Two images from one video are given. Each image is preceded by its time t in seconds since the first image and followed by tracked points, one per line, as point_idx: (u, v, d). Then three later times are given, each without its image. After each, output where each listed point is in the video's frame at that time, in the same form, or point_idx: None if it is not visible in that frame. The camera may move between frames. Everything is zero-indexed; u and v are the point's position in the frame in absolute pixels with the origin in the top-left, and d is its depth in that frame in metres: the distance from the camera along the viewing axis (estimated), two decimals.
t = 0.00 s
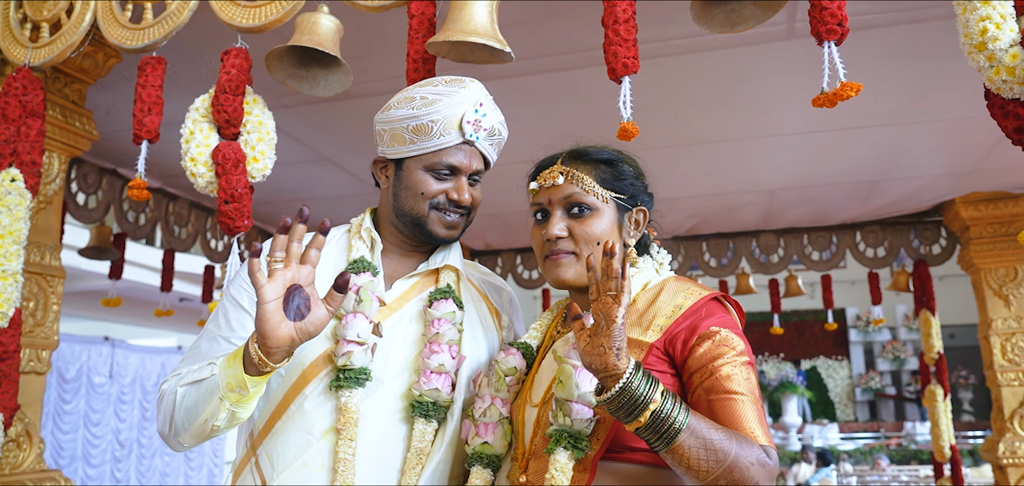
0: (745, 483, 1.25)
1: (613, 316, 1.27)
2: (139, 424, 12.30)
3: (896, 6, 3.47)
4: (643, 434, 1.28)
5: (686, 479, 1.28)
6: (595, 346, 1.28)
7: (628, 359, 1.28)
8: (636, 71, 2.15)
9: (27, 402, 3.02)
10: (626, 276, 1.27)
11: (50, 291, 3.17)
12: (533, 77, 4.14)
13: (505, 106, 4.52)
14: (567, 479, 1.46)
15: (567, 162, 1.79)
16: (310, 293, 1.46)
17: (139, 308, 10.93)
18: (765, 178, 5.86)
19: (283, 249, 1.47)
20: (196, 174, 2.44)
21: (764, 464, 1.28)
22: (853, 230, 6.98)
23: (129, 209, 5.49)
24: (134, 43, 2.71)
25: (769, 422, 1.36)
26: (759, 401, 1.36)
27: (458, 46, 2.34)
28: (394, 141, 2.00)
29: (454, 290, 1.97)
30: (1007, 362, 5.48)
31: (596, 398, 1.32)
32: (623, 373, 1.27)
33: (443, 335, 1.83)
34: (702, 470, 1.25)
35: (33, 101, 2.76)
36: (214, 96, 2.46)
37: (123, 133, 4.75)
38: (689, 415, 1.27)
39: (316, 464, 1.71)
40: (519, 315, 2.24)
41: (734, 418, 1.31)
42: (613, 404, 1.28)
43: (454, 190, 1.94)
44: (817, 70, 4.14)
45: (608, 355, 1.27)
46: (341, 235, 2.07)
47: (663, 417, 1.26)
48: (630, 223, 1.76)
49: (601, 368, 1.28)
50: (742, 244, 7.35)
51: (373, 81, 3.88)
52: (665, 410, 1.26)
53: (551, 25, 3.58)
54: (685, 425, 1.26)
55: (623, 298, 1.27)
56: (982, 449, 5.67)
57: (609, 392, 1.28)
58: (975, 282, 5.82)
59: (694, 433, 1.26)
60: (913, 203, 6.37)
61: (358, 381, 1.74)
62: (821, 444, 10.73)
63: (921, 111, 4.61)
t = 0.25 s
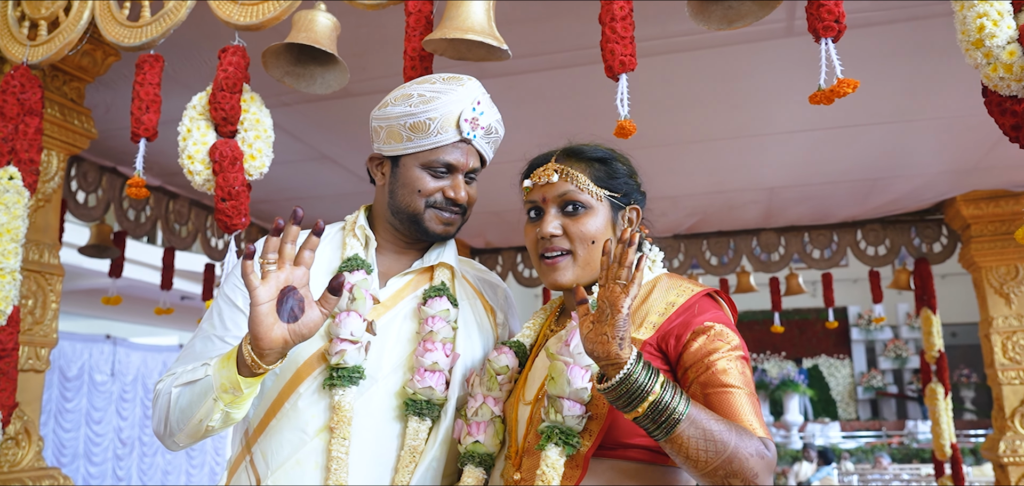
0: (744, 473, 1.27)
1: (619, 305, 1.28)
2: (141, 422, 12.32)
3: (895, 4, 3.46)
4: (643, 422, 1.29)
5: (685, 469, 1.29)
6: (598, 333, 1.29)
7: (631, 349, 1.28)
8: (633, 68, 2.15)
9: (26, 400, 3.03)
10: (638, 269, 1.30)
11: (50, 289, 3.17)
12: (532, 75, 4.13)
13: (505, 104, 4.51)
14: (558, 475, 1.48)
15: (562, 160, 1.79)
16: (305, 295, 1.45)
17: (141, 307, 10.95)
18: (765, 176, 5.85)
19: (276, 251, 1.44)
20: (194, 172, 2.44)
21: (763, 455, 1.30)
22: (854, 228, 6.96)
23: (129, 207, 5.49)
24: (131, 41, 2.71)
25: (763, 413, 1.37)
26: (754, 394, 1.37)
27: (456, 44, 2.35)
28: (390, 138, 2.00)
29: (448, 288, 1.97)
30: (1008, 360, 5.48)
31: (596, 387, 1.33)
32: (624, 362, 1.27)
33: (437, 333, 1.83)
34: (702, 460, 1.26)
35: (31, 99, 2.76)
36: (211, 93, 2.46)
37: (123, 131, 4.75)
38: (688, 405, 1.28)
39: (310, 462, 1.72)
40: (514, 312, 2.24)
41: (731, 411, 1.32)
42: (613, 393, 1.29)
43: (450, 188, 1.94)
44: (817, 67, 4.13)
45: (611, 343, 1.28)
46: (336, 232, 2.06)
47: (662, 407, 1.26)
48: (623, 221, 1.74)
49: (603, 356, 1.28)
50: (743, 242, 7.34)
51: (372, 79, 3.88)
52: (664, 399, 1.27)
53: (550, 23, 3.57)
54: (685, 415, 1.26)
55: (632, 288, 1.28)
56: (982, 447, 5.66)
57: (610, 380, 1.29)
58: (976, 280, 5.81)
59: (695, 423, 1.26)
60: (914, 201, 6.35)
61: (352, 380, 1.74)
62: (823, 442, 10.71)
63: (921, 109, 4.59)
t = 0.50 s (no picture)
0: (750, 460, 1.26)
1: (632, 286, 1.29)
2: (145, 420, 12.35)
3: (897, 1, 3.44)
4: (651, 407, 1.28)
5: (691, 456, 1.28)
6: (610, 313, 1.30)
7: (643, 332, 1.29)
8: (632, 66, 2.15)
9: (28, 398, 3.03)
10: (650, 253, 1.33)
11: (51, 287, 3.18)
12: (533, 73, 4.12)
13: (506, 102, 4.51)
14: (556, 472, 1.48)
15: (556, 159, 1.79)
16: (301, 294, 1.46)
17: (145, 306, 10.97)
18: (768, 174, 5.83)
19: (271, 252, 1.45)
20: (193, 170, 2.44)
21: (767, 444, 1.29)
22: (858, 226, 6.93)
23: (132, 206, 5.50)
24: (132, 39, 2.71)
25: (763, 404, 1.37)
26: (753, 386, 1.36)
27: (455, 41, 2.36)
28: (386, 135, 1.99)
29: (445, 286, 1.97)
30: (1012, 359, 5.45)
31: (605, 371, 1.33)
32: (636, 343, 1.28)
33: (433, 331, 1.82)
34: (709, 446, 1.25)
35: (32, 97, 2.77)
36: (211, 91, 2.45)
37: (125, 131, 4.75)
38: (697, 390, 1.27)
39: (307, 460, 1.72)
40: (511, 310, 2.25)
41: (730, 402, 1.31)
42: (623, 375, 1.28)
43: (447, 185, 1.94)
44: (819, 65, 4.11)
45: (624, 323, 1.28)
46: (333, 230, 2.06)
47: (672, 392, 1.26)
48: (618, 222, 1.73)
49: (614, 337, 1.29)
50: (746, 240, 7.32)
51: (373, 77, 3.87)
52: (675, 383, 1.26)
53: (551, 21, 3.56)
54: (694, 400, 1.26)
55: (646, 270, 1.30)
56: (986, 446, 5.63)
57: (620, 362, 1.29)
58: (980, 279, 5.79)
59: (704, 407, 1.26)
60: (917, 199, 6.33)
61: (348, 378, 1.74)
62: (827, 441, 10.70)
63: (924, 107, 4.57)
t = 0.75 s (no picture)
0: (754, 450, 1.27)
1: (631, 276, 1.28)
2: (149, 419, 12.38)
3: None
4: (652, 397, 1.28)
5: (693, 447, 1.27)
6: (610, 305, 1.29)
7: (642, 323, 1.29)
8: (633, 63, 2.14)
9: (31, 396, 3.05)
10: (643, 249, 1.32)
11: (53, 286, 3.19)
12: (534, 71, 4.12)
13: (508, 101, 4.50)
14: (555, 470, 1.47)
15: (556, 157, 1.78)
16: (299, 293, 1.46)
17: (149, 304, 11.00)
18: (770, 172, 5.82)
19: (269, 252, 1.45)
20: (195, 168, 2.45)
21: (769, 434, 1.30)
22: (861, 225, 6.90)
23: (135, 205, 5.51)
24: (133, 38, 2.72)
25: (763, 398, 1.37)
26: (753, 379, 1.36)
27: (455, 39, 2.35)
28: (384, 132, 1.99)
29: (443, 283, 1.96)
30: (1017, 358, 5.45)
31: (605, 363, 1.32)
32: (636, 334, 1.27)
33: (431, 329, 1.82)
34: (712, 436, 1.25)
35: (33, 96, 2.76)
36: (212, 90, 2.45)
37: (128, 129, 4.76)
38: (699, 381, 1.27)
39: (305, 459, 1.72)
40: (510, 307, 2.25)
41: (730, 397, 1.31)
42: (623, 367, 1.28)
43: (444, 182, 1.94)
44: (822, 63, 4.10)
45: (623, 314, 1.27)
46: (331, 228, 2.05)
47: (673, 382, 1.25)
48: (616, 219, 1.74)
49: (614, 329, 1.28)
50: (749, 239, 7.30)
51: (374, 75, 3.87)
52: (676, 374, 1.25)
53: (552, 19, 3.55)
54: (696, 391, 1.25)
55: (641, 263, 1.29)
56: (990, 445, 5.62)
57: (619, 354, 1.28)
58: (984, 277, 5.77)
59: (706, 398, 1.25)
60: (921, 197, 6.31)
61: (346, 377, 1.74)
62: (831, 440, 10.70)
63: (928, 104, 4.56)
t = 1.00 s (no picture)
0: (752, 448, 1.26)
1: (635, 272, 1.28)
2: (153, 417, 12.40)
3: None
4: (651, 395, 1.27)
5: (693, 443, 1.27)
6: (612, 299, 1.29)
7: (643, 318, 1.29)
8: (634, 60, 2.13)
9: (33, 394, 3.05)
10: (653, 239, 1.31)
11: (55, 284, 3.19)
12: (536, 69, 4.11)
13: (510, 99, 4.49)
14: (556, 468, 1.47)
15: (556, 155, 1.78)
16: (301, 296, 1.46)
17: (152, 302, 11.01)
18: (773, 171, 5.80)
19: (273, 253, 1.45)
20: (196, 166, 2.45)
21: (769, 431, 1.29)
22: (864, 223, 6.88)
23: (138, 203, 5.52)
24: (134, 36, 2.71)
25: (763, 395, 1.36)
26: (752, 376, 1.36)
27: (456, 37, 2.34)
28: (378, 128, 2.00)
29: (441, 282, 1.96)
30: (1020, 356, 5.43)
31: (606, 357, 1.32)
32: (637, 328, 1.27)
33: (430, 327, 1.82)
34: (711, 434, 1.25)
35: (35, 94, 2.76)
36: (213, 88, 2.45)
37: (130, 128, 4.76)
38: (698, 377, 1.26)
39: (304, 458, 1.72)
40: (509, 305, 2.25)
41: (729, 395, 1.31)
42: (624, 360, 1.28)
43: (434, 177, 1.92)
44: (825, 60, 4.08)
45: (626, 308, 1.28)
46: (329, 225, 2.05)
47: (673, 377, 1.25)
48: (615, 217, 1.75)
49: (615, 321, 1.29)
50: (752, 237, 7.28)
51: (376, 74, 3.87)
52: (676, 369, 1.25)
53: (554, 17, 3.54)
54: (695, 386, 1.25)
55: (649, 256, 1.28)
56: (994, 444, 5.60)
57: (621, 347, 1.29)
58: (988, 276, 5.75)
59: (704, 396, 1.25)
60: (924, 196, 6.29)
61: (344, 375, 1.74)
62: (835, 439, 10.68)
63: (932, 102, 4.54)
